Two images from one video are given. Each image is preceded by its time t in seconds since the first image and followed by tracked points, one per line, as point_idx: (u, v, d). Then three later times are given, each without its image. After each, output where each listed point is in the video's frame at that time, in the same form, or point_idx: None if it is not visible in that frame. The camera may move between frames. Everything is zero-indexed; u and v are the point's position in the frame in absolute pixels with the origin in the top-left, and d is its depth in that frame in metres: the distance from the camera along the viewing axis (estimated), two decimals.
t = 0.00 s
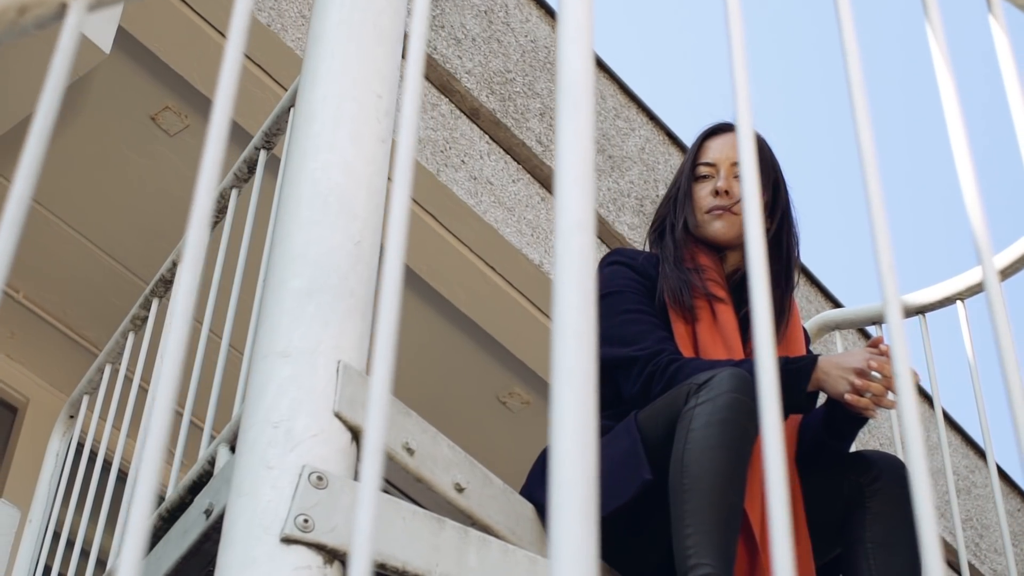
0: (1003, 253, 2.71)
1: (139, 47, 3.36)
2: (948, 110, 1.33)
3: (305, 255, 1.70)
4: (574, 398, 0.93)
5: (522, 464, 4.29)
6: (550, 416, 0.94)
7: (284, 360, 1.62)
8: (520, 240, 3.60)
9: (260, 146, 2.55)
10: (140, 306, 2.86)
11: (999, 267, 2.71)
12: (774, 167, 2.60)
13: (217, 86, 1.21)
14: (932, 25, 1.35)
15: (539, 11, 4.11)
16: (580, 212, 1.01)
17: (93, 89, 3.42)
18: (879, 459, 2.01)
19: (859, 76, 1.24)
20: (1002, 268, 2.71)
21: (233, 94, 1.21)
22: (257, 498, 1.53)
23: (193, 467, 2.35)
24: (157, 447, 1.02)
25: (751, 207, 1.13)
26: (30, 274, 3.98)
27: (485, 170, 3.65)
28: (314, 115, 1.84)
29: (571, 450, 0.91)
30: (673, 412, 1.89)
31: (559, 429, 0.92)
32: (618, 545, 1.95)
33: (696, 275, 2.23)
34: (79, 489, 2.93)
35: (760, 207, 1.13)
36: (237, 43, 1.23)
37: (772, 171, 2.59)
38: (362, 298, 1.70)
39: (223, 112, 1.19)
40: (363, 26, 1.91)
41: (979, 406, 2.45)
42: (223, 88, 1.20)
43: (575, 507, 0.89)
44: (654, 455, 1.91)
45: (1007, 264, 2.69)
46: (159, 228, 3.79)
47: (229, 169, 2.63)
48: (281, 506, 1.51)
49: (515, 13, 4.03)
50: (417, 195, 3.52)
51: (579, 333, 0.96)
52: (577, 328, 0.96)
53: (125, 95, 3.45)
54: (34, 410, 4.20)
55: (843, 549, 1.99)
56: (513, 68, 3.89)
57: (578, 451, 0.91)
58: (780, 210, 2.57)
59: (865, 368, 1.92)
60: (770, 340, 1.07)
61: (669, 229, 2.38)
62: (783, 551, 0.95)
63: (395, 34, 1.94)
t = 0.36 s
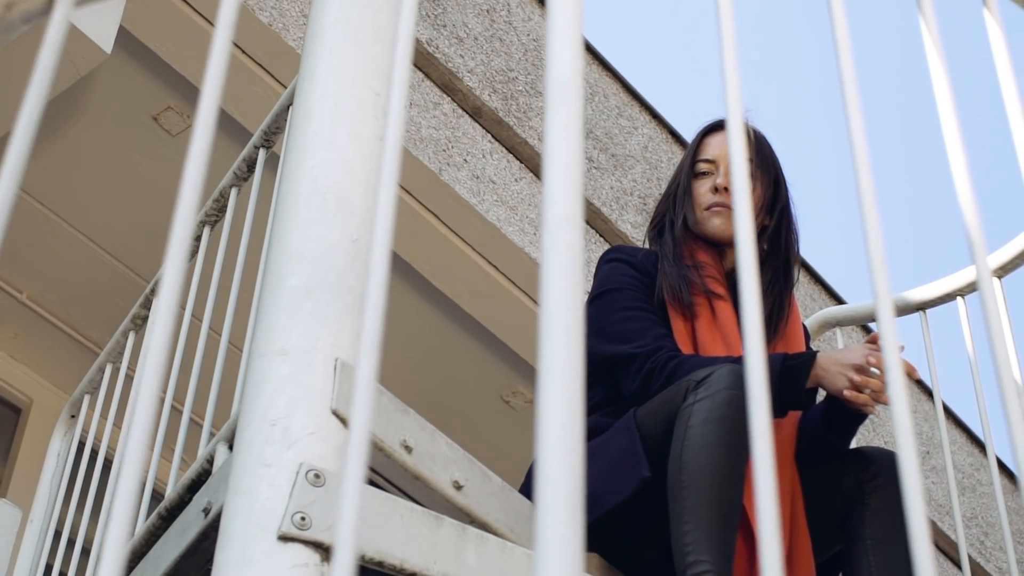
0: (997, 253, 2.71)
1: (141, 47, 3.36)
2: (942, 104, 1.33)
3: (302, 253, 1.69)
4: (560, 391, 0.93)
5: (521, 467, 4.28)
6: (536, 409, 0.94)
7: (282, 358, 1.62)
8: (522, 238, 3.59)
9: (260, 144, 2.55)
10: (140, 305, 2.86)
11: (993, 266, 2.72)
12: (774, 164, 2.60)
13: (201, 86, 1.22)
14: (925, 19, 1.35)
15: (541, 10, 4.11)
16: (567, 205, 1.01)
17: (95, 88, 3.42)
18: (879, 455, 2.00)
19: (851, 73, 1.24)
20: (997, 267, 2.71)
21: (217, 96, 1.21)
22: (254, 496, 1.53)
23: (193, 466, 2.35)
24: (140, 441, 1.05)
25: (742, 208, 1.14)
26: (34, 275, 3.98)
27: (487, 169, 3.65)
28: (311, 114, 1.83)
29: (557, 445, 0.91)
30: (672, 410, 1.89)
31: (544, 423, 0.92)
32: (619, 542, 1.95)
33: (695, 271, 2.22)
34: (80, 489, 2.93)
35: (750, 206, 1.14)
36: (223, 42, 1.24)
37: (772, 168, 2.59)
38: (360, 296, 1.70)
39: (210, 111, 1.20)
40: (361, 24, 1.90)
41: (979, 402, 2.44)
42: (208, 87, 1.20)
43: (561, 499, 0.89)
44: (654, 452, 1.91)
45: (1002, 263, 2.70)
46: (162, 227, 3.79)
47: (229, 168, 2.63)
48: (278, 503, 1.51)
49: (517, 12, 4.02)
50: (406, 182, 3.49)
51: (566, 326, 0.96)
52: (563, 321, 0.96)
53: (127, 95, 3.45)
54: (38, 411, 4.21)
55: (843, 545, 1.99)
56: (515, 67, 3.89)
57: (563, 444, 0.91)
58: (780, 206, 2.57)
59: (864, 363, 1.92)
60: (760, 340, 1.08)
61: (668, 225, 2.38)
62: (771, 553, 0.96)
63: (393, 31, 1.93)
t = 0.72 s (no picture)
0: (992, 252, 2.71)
1: (141, 46, 3.36)
2: (935, 101, 1.33)
3: (298, 252, 1.69)
4: (545, 385, 0.93)
5: (519, 468, 4.25)
6: (521, 402, 0.94)
7: (278, 356, 1.61)
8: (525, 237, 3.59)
9: (258, 144, 2.54)
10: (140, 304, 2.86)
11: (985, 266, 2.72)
12: (774, 162, 2.60)
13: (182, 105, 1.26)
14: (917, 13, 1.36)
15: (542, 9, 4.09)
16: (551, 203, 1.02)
17: (96, 88, 3.42)
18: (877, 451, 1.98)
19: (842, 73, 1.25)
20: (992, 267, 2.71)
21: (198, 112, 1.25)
22: (249, 494, 1.52)
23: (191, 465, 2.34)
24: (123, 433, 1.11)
25: (730, 215, 1.17)
26: (36, 275, 3.98)
27: (488, 168, 3.64)
28: (307, 113, 1.83)
29: (541, 440, 0.91)
30: (671, 407, 1.87)
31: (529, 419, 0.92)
32: (622, 536, 1.96)
33: (692, 268, 2.22)
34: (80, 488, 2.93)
35: (738, 216, 1.16)
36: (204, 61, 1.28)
37: (771, 166, 2.59)
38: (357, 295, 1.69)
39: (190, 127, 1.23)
40: (357, 22, 1.90)
41: (979, 398, 2.44)
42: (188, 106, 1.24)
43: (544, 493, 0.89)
44: (651, 449, 1.90)
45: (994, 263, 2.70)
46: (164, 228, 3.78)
47: (228, 167, 2.62)
48: (274, 502, 1.51)
49: (518, 12, 4.02)
50: (391, 166, 3.46)
51: (550, 323, 0.96)
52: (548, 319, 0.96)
53: (127, 95, 3.45)
54: (41, 412, 4.21)
55: (842, 543, 1.99)
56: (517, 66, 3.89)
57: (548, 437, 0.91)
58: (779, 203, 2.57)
59: (863, 359, 1.91)
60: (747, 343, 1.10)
61: (666, 223, 2.38)
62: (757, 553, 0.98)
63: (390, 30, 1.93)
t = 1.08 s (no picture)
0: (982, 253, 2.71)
1: (142, 46, 3.37)
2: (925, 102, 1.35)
3: (294, 250, 1.69)
4: (531, 385, 0.98)
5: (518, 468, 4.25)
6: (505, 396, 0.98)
7: (273, 354, 1.61)
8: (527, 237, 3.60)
9: (256, 143, 2.53)
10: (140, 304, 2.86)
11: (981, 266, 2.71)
12: (772, 159, 2.59)
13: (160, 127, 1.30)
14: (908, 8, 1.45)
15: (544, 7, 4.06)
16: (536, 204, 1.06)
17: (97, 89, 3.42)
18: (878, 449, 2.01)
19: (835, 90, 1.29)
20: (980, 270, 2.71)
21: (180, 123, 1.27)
22: (244, 492, 1.52)
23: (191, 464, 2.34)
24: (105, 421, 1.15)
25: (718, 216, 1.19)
26: (38, 275, 3.97)
27: (489, 167, 3.64)
28: (304, 111, 1.83)
29: (527, 438, 0.95)
30: (668, 405, 1.87)
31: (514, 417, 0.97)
32: (623, 536, 1.96)
33: (690, 266, 2.22)
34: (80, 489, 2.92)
35: (726, 219, 1.18)
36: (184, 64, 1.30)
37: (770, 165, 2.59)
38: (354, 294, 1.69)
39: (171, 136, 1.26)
40: (354, 20, 1.90)
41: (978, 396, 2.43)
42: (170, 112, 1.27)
43: (526, 486, 0.94)
44: (648, 447, 1.90)
45: (984, 265, 2.70)
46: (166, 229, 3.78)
47: (227, 167, 2.62)
48: (270, 501, 1.50)
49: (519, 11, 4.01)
50: (386, 161, 3.46)
51: (534, 325, 1.01)
52: (531, 322, 1.01)
53: (128, 96, 3.45)
54: (43, 413, 4.21)
55: (841, 540, 1.98)
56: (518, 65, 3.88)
57: (531, 435, 0.96)
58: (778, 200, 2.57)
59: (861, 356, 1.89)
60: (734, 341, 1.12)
61: (665, 220, 2.37)
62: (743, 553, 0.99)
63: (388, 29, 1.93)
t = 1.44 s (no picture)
0: (975, 254, 2.70)
1: (141, 46, 3.36)
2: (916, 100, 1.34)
3: (289, 249, 1.69)
4: (513, 379, 0.98)
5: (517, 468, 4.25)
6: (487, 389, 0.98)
7: (267, 353, 1.61)
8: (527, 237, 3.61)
9: (253, 142, 2.53)
10: (138, 304, 2.85)
11: (975, 265, 2.69)
12: (769, 158, 2.59)
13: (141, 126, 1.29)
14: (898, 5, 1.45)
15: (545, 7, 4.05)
16: (520, 197, 1.06)
17: (97, 88, 3.42)
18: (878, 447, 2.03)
19: (825, 94, 1.29)
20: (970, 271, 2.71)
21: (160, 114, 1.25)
22: (239, 491, 1.51)
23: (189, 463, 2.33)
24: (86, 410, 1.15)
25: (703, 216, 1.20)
26: (39, 275, 3.97)
27: (490, 167, 3.64)
28: (299, 109, 1.82)
29: (509, 431, 0.96)
30: (663, 403, 1.87)
31: (495, 412, 0.97)
32: (619, 536, 1.95)
33: (685, 263, 2.21)
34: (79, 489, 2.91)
35: (711, 219, 1.19)
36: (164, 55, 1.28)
37: (768, 163, 2.59)
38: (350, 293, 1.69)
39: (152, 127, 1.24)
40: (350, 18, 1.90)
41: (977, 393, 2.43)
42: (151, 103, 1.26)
43: (506, 480, 0.94)
44: (644, 445, 1.90)
45: (978, 265, 2.68)
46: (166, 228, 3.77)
47: (224, 167, 2.62)
48: (265, 500, 1.50)
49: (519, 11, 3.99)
50: (383, 158, 3.45)
51: (516, 318, 1.01)
52: (513, 316, 1.01)
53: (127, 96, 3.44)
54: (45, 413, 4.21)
55: (838, 537, 1.98)
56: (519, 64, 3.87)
57: (513, 429, 0.96)
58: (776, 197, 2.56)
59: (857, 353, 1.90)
60: (718, 340, 1.13)
61: (663, 217, 2.37)
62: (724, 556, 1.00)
63: (383, 27, 1.93)
